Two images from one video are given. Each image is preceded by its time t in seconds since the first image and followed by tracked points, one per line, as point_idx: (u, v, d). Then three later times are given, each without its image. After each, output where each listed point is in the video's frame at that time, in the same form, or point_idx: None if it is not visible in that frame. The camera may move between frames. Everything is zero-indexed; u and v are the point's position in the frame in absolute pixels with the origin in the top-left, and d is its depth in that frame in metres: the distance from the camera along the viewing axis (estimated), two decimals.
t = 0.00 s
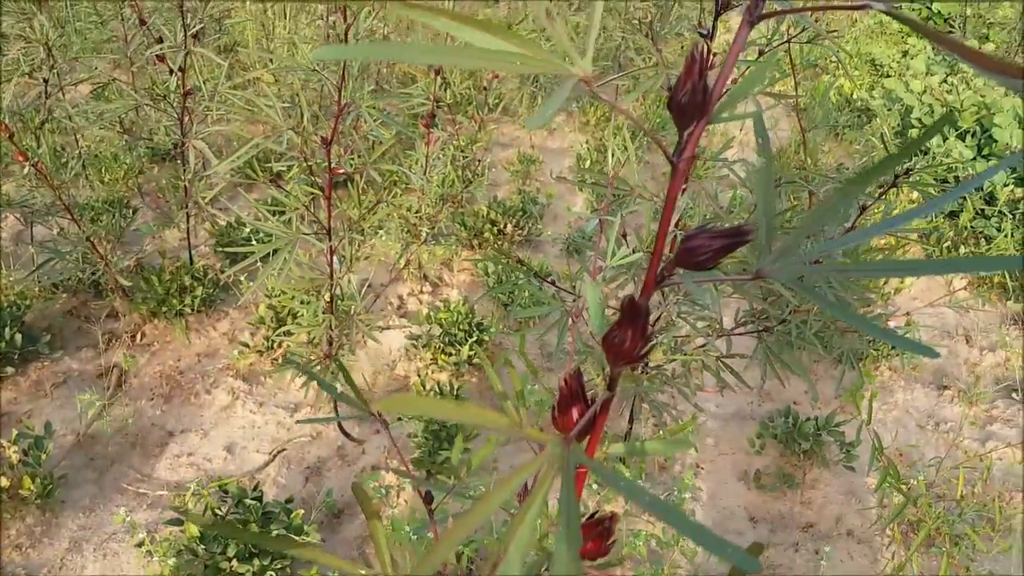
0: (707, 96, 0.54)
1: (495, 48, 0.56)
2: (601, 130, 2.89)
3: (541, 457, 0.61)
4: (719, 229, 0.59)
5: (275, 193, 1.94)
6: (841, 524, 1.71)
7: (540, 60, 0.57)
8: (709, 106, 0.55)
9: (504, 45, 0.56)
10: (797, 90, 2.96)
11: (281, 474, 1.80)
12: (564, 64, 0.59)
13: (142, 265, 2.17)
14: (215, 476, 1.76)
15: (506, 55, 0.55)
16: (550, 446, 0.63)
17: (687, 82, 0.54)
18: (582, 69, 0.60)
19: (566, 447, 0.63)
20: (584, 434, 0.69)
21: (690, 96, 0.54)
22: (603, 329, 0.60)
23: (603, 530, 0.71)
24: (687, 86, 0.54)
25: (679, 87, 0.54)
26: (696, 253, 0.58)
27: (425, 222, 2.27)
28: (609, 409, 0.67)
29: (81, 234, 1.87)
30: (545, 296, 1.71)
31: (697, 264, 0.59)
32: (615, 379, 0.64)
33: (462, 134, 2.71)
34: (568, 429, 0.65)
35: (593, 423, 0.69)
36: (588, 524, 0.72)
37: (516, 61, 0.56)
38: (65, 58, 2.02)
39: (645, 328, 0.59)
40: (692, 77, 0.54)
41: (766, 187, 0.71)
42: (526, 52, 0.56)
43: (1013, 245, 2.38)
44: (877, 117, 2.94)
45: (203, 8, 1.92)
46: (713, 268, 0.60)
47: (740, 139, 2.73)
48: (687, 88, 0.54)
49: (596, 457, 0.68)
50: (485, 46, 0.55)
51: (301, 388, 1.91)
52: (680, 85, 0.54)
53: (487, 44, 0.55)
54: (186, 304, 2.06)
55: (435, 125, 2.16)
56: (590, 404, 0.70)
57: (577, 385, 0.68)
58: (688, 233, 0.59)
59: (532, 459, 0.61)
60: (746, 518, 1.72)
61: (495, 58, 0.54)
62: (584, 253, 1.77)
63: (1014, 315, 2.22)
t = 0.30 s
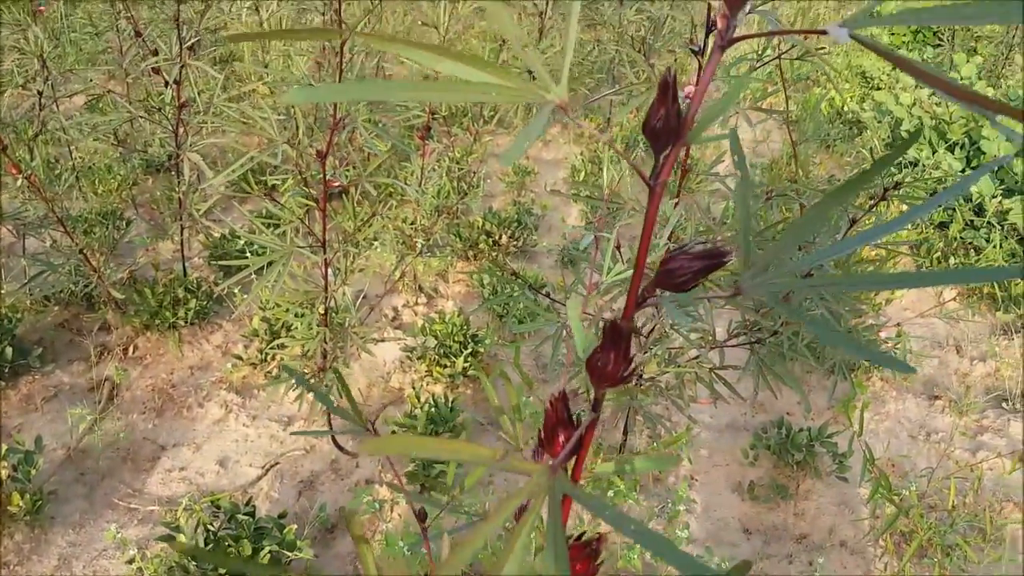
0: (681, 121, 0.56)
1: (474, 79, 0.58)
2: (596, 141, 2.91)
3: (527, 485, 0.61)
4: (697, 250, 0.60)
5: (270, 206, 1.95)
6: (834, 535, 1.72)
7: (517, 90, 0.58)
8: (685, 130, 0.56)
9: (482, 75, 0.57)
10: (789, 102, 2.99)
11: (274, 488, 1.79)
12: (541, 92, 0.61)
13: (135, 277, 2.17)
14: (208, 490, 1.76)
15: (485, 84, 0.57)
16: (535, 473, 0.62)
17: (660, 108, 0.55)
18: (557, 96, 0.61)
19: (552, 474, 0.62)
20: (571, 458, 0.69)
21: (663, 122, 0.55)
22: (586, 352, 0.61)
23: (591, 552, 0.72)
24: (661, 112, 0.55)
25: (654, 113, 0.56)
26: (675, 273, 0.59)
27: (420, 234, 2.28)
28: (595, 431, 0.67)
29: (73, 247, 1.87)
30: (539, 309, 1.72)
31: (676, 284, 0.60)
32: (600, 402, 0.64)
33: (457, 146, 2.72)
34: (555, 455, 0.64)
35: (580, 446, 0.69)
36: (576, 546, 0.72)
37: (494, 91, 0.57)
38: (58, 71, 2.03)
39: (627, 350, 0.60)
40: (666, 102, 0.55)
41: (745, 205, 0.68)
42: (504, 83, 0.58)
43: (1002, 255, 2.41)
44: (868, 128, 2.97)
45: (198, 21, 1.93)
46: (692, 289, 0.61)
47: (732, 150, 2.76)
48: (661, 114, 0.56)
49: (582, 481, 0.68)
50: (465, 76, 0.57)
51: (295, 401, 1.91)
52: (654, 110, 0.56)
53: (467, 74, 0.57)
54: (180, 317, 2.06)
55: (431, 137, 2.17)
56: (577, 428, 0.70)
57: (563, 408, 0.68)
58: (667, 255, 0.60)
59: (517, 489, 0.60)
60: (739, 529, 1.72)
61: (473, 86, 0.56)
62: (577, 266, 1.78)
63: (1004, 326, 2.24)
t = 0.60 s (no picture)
0: (644, 145, 0.56)
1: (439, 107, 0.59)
2: (582, 155, 2.94)
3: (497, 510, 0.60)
4: (664, 272, 0.60)
5: (256, 222, 1.94)
6: (821, 547, 1.72)
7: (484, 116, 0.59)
8: (647, 154, 0.56)
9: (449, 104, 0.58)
10: (772, 116, 3.03)
11: (261, 505, 1.78)
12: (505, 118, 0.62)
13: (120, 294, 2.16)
14: (194, 509, 1.74)
15: (450, 113, 0.58)
16: (506, 498, 0.62)
17: (622, 134, 0.55)
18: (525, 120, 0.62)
19: (523, 498, 0.61)
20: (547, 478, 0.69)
21: (627, 147, 0.56)
22: (559, 375, 0.61)
23: (566, 571, 0.71)
24: (624, 137, 0.56)
25: (616, 138, 0.56)
26: (642, 296, 0.60)
27: (408, 249, 2.28)
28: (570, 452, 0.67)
29: (57, 264, 1.86)
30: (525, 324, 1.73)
31: (644, 307, 0.60)
32: (574, 422, 0.64)
33: (445, 160, 2.73)
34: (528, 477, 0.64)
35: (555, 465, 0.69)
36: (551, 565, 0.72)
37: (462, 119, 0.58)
38: (43, 87, 2.03)
39: (598, 372, 0.60)
40: (628, 127, 0.55)
41: (714, 226, 0.67)
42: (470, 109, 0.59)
43: (983, 267, 2.44)
44: (851, 141, 3.01)
45: (184, 38, 1.93)
46: (660, 311, 0.61)
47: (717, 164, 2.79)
48: (623, 139, 0.56)
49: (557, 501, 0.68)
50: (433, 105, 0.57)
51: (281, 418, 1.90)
52: (616, 136, 0.56)
53: (433, 102, 0.58)
54: (166, 334, 2.04)
55: (418, 152, 2.18)
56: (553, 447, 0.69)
57: (537, 429, 0.68)
58: (634, 277, 0.60)
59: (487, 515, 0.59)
60: (727, 542, 1.73)
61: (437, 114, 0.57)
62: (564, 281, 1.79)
63: (986, 336, 2.27)
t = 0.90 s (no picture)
0: (622, 174, 0.56)
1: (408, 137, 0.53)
2: (569, 167, 2.95)
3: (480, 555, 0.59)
4: (644, 301, 0.60)
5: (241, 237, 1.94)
6: (808, 558, 1.73)
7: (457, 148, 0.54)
8: (626, 183, 0.57)
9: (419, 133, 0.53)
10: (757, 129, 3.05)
11: (247, 521, 1.76)
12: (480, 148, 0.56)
13: (104, 308, 2.14)
14: (179, 525, 1.72)
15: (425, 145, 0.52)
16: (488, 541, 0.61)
17: (600, 163, 0.55)
18: (500, 151, 0.57)
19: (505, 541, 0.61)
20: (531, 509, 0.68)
21: (605, 177, 0.56)
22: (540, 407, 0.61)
23: None
24: (601, 167, 0.56)
25: (593, 168, 0.56)
26: (624, 325, 0.60)
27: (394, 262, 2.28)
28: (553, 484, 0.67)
29: (41, 278, 1.85)
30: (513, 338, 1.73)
31: (626, 336, 0.60)
32: (557, 455, 0.64)
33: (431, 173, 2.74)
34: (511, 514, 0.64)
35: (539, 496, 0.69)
36: None
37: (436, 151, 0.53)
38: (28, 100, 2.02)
39: (579, 405, 0.60)
40: (606, 158, 0.55)
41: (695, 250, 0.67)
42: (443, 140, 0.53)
43: (966, 278, 2.46)
44: (834, 153, 3.04)
45: (170, 52, 1.92)
46: (642, 339, 0.61)
47: (702, 176, 2.81)
48: (600, 169, 0.56)
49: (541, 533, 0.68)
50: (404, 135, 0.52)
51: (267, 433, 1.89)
52: (594, 166, 0.56)
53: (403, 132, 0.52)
54: (151, 348, 2.03)
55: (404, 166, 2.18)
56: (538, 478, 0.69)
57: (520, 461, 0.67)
58: (615, 306, 0.60)
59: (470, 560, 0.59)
60: (714, 554, 1.72)
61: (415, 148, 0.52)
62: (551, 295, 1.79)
63: (969, 347, 2.29)
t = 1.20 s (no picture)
0: (602, 200, 0.56)
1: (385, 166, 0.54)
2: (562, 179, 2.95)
3: None
4: (626, 326, 0.60)
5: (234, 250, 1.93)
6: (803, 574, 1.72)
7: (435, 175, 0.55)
8: (606, 209, 0.57)
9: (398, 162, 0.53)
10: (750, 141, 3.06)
11: (239, 536, 1.75)
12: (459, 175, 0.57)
13: (97, 321, 2.13)
14: (171, 540, 1.71)
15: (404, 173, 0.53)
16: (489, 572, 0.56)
17: (580, 190, 0.56)
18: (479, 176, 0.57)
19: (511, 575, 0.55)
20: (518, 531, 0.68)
21: (585, 203, 0.56)
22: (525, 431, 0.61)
23: None
24: (581, 193, 0.56)
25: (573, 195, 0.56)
26: (607, 350, 0.60)
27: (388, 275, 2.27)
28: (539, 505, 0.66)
29: (34, 290, 1.84)
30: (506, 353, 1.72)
31: (609, 361, 0.60)
32: (542, 477, 0.64)
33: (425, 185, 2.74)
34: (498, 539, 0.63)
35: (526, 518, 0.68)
36: None
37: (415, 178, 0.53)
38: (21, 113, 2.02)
39: (563, 428, 0.60)
40: (586, 184, 0.55)
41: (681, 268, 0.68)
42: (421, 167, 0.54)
43: (958, 291, 2.47)
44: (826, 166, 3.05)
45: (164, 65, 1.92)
46: (625, 364, 0.61)
47: (695, 189, 2.81)
48: (580, 195, 0.56)
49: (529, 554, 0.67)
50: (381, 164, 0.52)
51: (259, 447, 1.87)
52: (574, 193, 0.56)
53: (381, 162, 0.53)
54: (143, 361, 2.02)
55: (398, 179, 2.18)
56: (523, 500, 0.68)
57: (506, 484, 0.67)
58: (597, 332, 0.60)
59: None
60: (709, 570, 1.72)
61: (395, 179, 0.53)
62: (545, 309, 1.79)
63: (962, 360, 2.29)
